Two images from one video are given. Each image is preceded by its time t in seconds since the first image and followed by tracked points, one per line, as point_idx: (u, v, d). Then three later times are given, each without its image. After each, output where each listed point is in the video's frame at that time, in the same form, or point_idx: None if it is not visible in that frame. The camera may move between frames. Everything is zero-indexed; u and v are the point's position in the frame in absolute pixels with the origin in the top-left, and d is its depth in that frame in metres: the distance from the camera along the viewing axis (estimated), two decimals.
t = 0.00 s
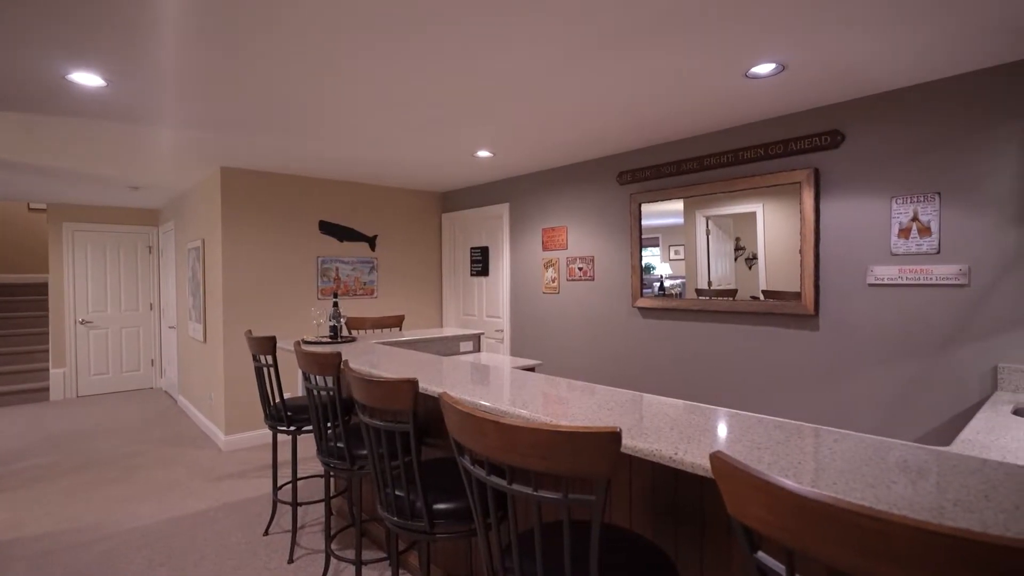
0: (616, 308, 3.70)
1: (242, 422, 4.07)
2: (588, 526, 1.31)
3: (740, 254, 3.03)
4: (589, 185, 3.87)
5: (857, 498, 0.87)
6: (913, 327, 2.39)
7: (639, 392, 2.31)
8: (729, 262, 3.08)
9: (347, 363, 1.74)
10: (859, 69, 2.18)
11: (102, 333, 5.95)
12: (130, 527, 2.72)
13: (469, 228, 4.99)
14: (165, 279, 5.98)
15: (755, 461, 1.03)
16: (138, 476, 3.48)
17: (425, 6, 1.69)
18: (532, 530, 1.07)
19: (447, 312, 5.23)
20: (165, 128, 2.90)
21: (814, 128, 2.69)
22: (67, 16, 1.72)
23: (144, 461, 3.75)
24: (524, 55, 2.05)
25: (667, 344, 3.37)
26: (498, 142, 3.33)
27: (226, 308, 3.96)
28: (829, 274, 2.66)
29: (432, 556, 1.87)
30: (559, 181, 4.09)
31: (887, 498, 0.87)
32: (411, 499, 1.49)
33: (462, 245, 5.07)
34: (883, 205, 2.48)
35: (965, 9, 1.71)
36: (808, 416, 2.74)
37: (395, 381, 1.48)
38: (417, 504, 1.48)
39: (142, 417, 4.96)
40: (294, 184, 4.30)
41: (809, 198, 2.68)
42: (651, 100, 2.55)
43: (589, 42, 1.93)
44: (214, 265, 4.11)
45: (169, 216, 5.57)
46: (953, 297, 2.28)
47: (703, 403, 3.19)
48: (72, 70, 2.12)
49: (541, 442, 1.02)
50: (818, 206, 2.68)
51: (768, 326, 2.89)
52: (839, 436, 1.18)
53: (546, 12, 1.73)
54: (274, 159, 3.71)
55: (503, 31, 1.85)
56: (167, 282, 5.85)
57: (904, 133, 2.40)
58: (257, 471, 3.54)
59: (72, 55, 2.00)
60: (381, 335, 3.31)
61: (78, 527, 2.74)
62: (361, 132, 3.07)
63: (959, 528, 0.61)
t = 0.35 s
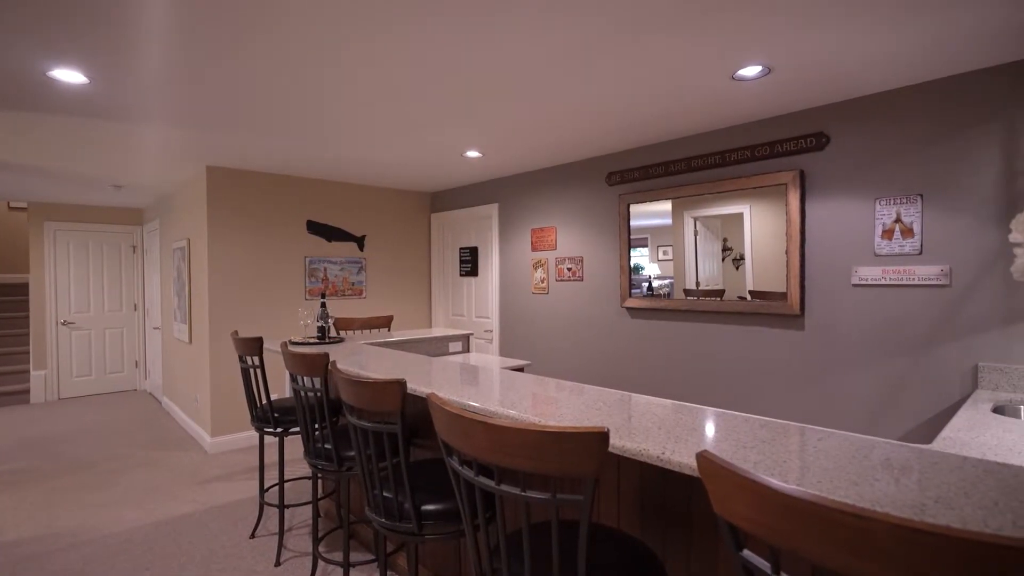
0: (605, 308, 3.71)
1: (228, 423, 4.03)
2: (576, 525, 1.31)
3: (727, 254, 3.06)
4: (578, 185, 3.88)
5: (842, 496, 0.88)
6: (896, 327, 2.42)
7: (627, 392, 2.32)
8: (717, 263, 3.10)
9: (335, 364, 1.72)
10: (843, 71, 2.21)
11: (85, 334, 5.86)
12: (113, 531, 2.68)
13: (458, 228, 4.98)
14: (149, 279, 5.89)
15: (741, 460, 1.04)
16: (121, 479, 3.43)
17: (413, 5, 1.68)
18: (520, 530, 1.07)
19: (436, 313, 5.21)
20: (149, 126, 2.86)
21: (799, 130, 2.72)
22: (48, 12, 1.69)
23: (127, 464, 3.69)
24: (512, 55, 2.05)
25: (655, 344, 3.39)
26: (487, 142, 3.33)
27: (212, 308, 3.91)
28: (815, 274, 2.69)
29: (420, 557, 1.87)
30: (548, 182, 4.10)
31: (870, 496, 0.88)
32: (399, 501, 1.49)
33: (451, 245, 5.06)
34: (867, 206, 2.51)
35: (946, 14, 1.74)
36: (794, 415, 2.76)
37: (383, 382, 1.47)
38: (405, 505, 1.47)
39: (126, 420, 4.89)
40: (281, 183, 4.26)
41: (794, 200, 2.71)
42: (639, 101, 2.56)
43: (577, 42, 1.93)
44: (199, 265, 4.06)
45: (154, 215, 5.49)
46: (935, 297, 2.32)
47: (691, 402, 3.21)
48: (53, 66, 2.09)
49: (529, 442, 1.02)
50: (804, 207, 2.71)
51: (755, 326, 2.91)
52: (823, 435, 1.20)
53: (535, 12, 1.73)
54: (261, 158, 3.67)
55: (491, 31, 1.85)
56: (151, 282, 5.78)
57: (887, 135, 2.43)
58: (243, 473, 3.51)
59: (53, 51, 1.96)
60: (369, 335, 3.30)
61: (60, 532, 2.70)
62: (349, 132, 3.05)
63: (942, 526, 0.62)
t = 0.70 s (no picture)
0: (593, 308, 3.73)
1: (213, 425, 3.98)
2: (563, 524, 1.32)
3: (714, 254, 3.08)
4: (566, 186, 3.89)
5: (824, 492, 0.89)
6: (879, 327, 2.46)
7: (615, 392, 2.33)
8: (704, 263, 3.12)
9: (322, 364, 1.71)
10: (827, 74, 2.24)
11: (66, 335, 5.75)
12: (95, 535, 2.64)
13: (447, 228, 4.97)
14: (133, 279, 5.81)
15: (726, 458, 1.05)
16: (104, 482, 3.37)
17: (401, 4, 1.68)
18: (508, 530, 1.07)
19: (424, 313, 5.20)
20: (132, 123, 2.82)
21: (785, 132, 2.75)
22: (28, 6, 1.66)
23: (110, 467, 3.63)
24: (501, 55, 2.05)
25: (643, 344, 3.41)
26: (476, 142, 3.33)
27: (197, 309, 3.87)
28: (800, 274, 2.72)
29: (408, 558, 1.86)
30: (537, 182, 4.11)
31: (852, 492, 0.89)
32: (386, 501, 1.48)
33: (440, 245, 5.05)
34: (851, 207, 2.54)
35: (925, 19, 1.78)
36: (780, 414, 2.79)
37: (370, 382, 1.47)
38: (393, 506, 1.47)
39: (108, 422, 4.81)
40: (268, 182, 4.23)
41: (780, 200, 2.74)
42: (627, 101, 2.58)
43: (566, 42, 1.94)
44: (184, 265, 4.01)
45: (137, 214, 5.41)
46: (917, 296, 2.35)
47: (678, 401, 3.23)
48: (33, 62, 2.05)
49: (516, 441, 1.02)
50: (789, 208, 2.74)
51: (742, 326, 2.94)
52: (807, 433, 1.21)
53: (523, 13, 1.74)
54: (247, 157, 3.64)
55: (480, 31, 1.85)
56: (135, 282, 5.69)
57: (870, 137, 2.47)
58: (229, 475, 3.47)
59: (33, 46, 1.92)
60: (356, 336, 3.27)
61: (40, 536, 2.65)
62: (337, 130, 3.04)
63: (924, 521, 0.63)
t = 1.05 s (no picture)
0: (582, 308, 3.74)
1: (199, 427, 3.93)
2: (552, 523, 1.32)
3: (702, 255, 3.09)
4: (555, 186, 3.90)
5: (809, 490, 0.90)
6: (864, 326, 2.49)
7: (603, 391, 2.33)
8: (692, 263, 3.14)
9: (309, 365, 1.70)
10: (812, 76, 2.26)
11: (47, 336, 5.66)
12: (78, 539, 2.60)
13: (436, 228, 4.96)
14: (116, 279, 5.72)
15: (713, 457, 1.06)
16: (87, 485, 3.32)
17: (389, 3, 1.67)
18: (497, 530, 1.07)
19: (414, 313, 5.18)
20: (116, 121, 2.79)
21: (771, 133, 2.78)
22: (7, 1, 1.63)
23: (94, 470, 3.58)
24: (489, 55, 2.05)
25: (632, 344, 3.43)
26: (465, 142, 3.33)
27: (183, 309, 3.82)
28: (787, 275, 2.75)
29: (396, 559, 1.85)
30: (526, 182, 4.11)
31: (837, 489, 0.90)
32: (375, 502, 1.47)
33: (429, 245, 5.03)
34: (836, 208, 2.57)
35: (906, 23, 1.80)
36: (767, 413, 2.82)
37: (358, 382, 1.46)
38: (381, 507, 1.46)
39: (91, 424, 4.74)
40: (255, 181, 4.19)
41: (767, 201, 2.77)
42: (615, 102, 2.59)
43: (554, 43, 1.95)
44: (169, 264, 3.96)
45: (121, 213, 5.34)
46: (900, 296, 2.39)
47: (666, 401, 3.25)
48: (13, 58, 2.02)
49: (504, 441, 1.02)
50: (776, 208, 2.77)
51: (729, 326, 2.97)
52: (794, 431, 1.22)
53: (512, 13, 1.74)
54: (233, 155, 3.60)
55: (469, 30, 1.85)
56: (119, 282, 5.62)
57: (855, 139, 2.50)
58: (216, 477, 3.43)
59: (13, 42, 1.89)
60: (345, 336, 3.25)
61: (21, 540, 2.60)
62: (325, 129, 3.02)
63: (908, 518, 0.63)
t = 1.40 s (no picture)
0: (571, 308, 3.75)
1: (184, 429, 3.88)
2: (540, 524, 1.32)
3: (689, 255, 3.10)
4: (544, 186, 3.90)
5: (794, 488, 0.91)
6: (848, 326, 2.53)
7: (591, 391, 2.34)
8: (679, 263, 3.15)
9: (296, 366, 1.69)
10: (797, 80, 2.29)
11: (27, 337, 5.55)
12: (59, 544, 2.56)
13: (424, 228, 4.94)
14: (99, 279, 5.63)
15: (699, 456, 1.07)
16: (68, 489, 3.26)
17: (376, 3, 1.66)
18: (484, 531, 1.07)
19: (402, 313, 5.15)
20: (98, 119, 2.74)
21: (757, 135, 2.81)
22: None
23: (75, 473, 3.52)
24: (477, 55, 2.05)
25: (620, 344, 3.45)
26: (453, 142, 3.32)
27: (166, 310, 3.77)
28: (772, 275, 2.78)
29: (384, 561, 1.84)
30: (514, 182, 4.11)
31: (820, 487, 0.91)
32: (362, 504, 1.47)
33: (417, 245, 5.01)
34: (820, 210, 2.61)
35: (889, 28, 1.83)
36: (753, 412, 2.85)
37: (345, 384, 1.45)
38: (369, 509, 1.45)
39: (72, 427, 4.66)
40: (240, 181, 4.14)
41: (752, 202, 2.80)
42: (603, 103, 2.60)
43: (542, 44, 1.95)
44: (152, 264, 3.91)
45: (103, 212, 5.26)
46: (882, 296, 2.42)
47: (654, 400, 3.27)
48: None
49: (492, 442, 1.02)
50: (761, 210, 2.80)
51: (716, 326, 2.99)
52: (779, 430, 1.24)
53: (501, 14, 1.74)
54: (219, 154, 3.56)
55: (457, 31, 1.85)
56: (101, 283, 5.52)
57: (838, 142, 2.54)
58: (200, 480, 3.39)
59: None
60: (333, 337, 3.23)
61: None
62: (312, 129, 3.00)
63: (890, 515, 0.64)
